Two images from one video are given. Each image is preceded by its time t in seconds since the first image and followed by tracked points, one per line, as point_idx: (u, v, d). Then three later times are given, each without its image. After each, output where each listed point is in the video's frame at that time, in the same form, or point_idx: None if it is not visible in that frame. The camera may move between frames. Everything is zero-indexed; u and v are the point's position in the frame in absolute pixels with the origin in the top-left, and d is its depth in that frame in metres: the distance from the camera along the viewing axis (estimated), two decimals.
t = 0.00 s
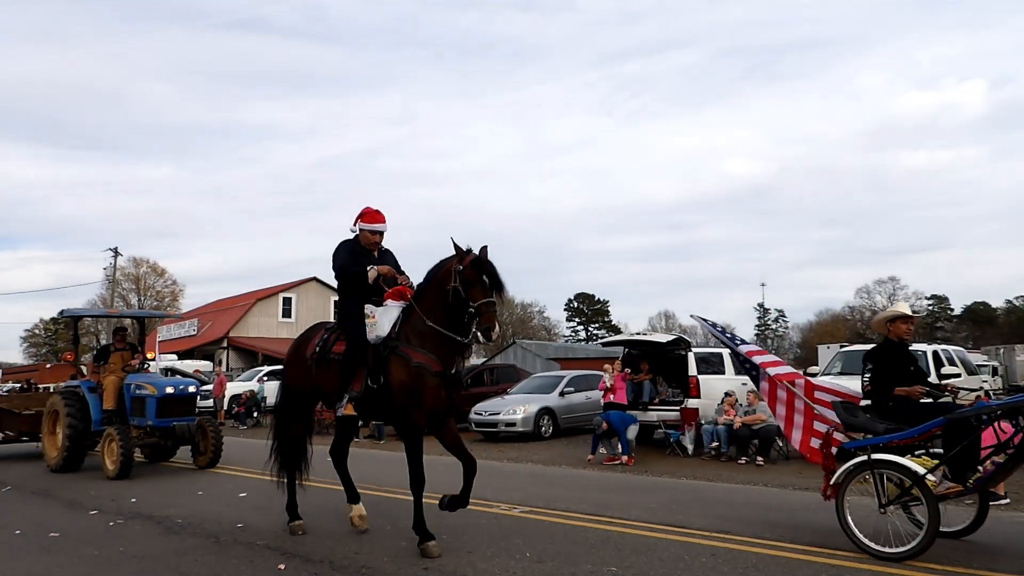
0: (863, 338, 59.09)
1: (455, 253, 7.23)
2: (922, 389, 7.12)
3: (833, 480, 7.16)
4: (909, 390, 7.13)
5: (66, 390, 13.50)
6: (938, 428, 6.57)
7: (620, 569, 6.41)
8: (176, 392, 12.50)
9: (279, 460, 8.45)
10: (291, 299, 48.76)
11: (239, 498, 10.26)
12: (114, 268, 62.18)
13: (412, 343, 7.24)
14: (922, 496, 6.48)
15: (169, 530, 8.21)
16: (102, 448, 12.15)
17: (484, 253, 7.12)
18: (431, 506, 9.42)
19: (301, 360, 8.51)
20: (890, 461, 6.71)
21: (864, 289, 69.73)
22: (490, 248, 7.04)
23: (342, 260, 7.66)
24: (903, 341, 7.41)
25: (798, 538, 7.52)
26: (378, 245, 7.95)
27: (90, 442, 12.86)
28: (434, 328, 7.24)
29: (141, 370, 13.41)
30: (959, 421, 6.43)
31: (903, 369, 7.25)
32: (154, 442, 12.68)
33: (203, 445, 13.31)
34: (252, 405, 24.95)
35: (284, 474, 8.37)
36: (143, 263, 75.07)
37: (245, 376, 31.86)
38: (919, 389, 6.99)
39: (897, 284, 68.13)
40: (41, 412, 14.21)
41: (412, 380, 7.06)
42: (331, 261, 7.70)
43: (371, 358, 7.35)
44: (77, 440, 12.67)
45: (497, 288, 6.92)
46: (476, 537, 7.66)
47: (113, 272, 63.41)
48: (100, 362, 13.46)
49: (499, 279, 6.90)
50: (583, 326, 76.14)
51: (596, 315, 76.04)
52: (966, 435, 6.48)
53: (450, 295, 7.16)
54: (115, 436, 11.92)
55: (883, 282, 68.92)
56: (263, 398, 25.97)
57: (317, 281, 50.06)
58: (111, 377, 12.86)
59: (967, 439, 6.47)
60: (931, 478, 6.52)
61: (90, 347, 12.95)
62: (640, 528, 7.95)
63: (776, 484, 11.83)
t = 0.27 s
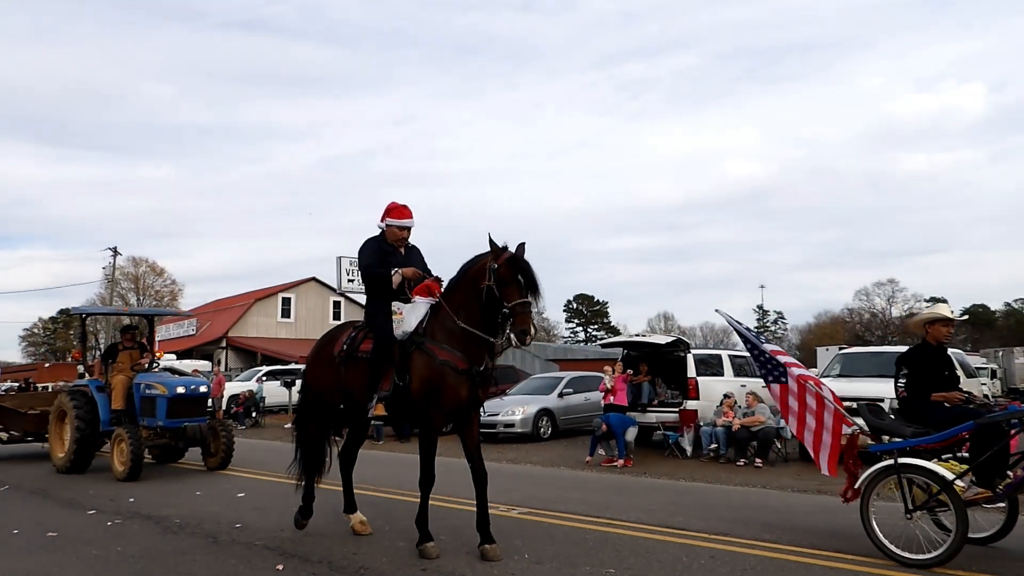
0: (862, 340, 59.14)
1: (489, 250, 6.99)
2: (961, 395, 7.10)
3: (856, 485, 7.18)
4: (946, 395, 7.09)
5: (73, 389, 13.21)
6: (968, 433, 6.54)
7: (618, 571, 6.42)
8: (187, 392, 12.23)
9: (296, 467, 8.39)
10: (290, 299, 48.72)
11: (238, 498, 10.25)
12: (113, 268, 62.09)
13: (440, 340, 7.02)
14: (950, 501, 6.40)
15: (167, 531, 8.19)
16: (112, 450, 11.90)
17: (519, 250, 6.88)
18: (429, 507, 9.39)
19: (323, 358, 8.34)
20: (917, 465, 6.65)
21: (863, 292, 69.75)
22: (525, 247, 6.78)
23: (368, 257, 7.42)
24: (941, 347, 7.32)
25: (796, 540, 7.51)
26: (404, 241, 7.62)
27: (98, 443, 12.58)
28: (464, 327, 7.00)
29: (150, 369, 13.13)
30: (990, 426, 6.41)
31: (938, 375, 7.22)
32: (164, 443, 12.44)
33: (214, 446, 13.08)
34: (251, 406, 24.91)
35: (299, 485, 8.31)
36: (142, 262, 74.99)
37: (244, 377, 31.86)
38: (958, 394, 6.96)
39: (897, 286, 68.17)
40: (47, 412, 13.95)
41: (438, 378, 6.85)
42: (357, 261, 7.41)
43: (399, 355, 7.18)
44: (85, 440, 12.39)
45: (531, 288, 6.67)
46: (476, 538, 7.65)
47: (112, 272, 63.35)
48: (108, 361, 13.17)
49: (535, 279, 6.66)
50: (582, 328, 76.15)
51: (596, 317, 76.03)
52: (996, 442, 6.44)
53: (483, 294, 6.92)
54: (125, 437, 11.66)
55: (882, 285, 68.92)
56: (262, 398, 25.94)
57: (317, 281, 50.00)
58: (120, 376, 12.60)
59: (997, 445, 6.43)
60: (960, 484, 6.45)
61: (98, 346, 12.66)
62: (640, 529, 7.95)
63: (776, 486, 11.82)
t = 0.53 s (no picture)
0: (862, 341, 59.16)
1: (520, 250, 6.81)
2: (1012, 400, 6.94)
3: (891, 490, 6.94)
4: (997, 399, 6.92)
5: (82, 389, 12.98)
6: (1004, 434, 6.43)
7: (618, 571, 6.42)
8: (200, 393, 12.00)
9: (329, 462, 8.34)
10: (290, 299, 48.73)
11: (239, 498, 10.26)
12: (113, 268, 62.06)
13: (471, 343, 6.83)
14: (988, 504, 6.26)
15: (167, 531, 8.19)
16: (123, 451, 11.69)
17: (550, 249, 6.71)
18: (429, 508, 9.40)
19: (348, 356, 8.21)
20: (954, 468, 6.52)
21: (863, 292, 69.78)
22: (557, 245, 6.62)
23: (396, 257, 7.25)
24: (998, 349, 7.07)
25: (795, 540, 7.52)
26: (434, 239, 7.43)
27: (109, 445, 12.36)
28: (494, 328, 6.83)
29: (161, 369, 12.90)
30: None
31: (986, 377, 7.04)
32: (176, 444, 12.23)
33: (226, 448, 12.88)
34: (251, 406, 24.92)
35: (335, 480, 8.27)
36: (142, 263, 75.02)
37: (244, 378, 31.87)
38: (1007, 398, 6.82)
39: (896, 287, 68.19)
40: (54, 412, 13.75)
41: (469, 382, 6.65)
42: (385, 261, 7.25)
43: (430, 357, 7.05)
44: (96, 442, 12.18)
45: (563, 287, 6.48)
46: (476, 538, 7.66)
47: (111, 272, 63.34)
48: (118, 360, 12.94)
49: (567, 278, 6.49)
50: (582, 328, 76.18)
51: (596, 318, 76.05)
52: None
53: (513, 294, 6.75)
54: (137, 439, 11.46)
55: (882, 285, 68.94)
56: (262, 398, 25.95)
57: (316, 281, 50.01)
58: (131, 377, 12.38)
59: None
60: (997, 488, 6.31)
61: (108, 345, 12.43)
62: (639, 530, 7.96)
63: (776, 487, 11.83)
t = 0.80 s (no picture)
0: (862, 341, 59.19)
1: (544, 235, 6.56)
2: None
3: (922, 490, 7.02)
4: None
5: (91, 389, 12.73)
6: None
7: (619, 572, 6.41)
8: (213, 393, 11.75)
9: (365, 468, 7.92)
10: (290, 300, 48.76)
11: (239, 499, 10.26)
12: (112, 269, 62.04)
13: (501, 336, 6.58)
14: None
15: (167, 532, 8.18)
16: (134, 453, 11.47)
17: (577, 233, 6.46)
18: (429, 508, 9.40)
19: (372, 356, 7.89)
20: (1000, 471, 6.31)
21: (863, 293, 69.82)
22: (585, 229, 6.37)
23: (424, 248, 7.00)
24: None
25: (795, 541, 7.52)
26: (464, 233, 7.23)
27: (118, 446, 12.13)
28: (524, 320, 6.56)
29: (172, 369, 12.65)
30: None
31: None
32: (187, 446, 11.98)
33: (239, 450, 12.59)
34: (251, 406, 24.93)
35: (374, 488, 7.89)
36: (141, 263, 75.05)
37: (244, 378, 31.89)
38: None
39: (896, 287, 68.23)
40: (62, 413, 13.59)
41: (503, 376, 6.41)
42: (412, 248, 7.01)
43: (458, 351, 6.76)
44: (105, 444, 11.94)
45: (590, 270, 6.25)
46: (476, 539, 7.64)
47: (111, 272, 63.36)
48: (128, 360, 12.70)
49: (596, 261, 6.25)
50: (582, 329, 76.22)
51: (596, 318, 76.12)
52: None
53: (541, 282, 6.49)
54: (148, 440, 11.18)
55: (882, 286, 68.96)
56: (262, 398, 25.97)
57: (316, 281, 50.03)
58: (141, 376, 12.15)
59: None
60: None
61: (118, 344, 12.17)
62: (640, 531, 7.95)
63: (776, 487, 11.83)
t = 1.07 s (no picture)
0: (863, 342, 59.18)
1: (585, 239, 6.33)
2: None
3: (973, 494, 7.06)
4: None
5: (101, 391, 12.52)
6: None
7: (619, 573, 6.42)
8: (226, 395, 11.56)
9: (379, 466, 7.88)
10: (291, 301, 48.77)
11: (239, 500, 10.26)
12: (113, 270, 62.04)
13: (540, 341, 6.35)
14: None
15: (168, 533, 8.18)
16: (146, 457, 11.27)
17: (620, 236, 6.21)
18: (429, 509, 9.41)
19: (407, 360, 7.76)
20: None
21: (863, 294, 69.81)
22: (628, 231, 6.10)
23: (456, 250, 6.88)
24: None
25: (795, 542, 7.53)
26: (495, 233, 7.16)
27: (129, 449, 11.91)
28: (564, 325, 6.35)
29: (183, 371, 12.47)
30: None
31: None
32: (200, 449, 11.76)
33: (252, 453, 12.34)
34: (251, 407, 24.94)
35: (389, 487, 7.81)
36: (142, 265, 75.13)
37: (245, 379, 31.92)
38: None
39: (896, 288, 68.25)
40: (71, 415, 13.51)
41: (541, 383, 6.18)
42: (447, 250, 6.88)
43: (495, 356, 6.54)
44: (116, 447, 11.71)
45: (633, 276, 5.97)
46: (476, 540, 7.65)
47: (112, 274, 63.37)
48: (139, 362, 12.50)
49: (637, 266, 5.97)
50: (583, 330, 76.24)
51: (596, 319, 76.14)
52: None
53: (581, 285, 6.28)
54: (161, 443, 11.05)
55: (883, 287, 68.93)
56: (262, 399, 25.97)
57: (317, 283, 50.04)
58: (152, 377, 11.94)
59: None
60: None
61: (129, 345, 11.99)
62: (640, 532, 7.95)
63: (777, 488, 11.84)
